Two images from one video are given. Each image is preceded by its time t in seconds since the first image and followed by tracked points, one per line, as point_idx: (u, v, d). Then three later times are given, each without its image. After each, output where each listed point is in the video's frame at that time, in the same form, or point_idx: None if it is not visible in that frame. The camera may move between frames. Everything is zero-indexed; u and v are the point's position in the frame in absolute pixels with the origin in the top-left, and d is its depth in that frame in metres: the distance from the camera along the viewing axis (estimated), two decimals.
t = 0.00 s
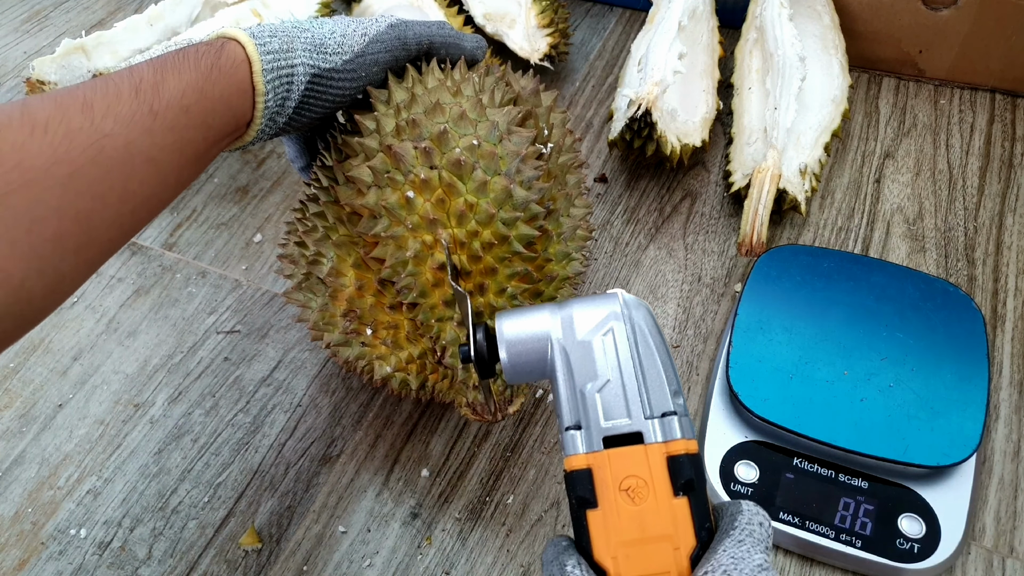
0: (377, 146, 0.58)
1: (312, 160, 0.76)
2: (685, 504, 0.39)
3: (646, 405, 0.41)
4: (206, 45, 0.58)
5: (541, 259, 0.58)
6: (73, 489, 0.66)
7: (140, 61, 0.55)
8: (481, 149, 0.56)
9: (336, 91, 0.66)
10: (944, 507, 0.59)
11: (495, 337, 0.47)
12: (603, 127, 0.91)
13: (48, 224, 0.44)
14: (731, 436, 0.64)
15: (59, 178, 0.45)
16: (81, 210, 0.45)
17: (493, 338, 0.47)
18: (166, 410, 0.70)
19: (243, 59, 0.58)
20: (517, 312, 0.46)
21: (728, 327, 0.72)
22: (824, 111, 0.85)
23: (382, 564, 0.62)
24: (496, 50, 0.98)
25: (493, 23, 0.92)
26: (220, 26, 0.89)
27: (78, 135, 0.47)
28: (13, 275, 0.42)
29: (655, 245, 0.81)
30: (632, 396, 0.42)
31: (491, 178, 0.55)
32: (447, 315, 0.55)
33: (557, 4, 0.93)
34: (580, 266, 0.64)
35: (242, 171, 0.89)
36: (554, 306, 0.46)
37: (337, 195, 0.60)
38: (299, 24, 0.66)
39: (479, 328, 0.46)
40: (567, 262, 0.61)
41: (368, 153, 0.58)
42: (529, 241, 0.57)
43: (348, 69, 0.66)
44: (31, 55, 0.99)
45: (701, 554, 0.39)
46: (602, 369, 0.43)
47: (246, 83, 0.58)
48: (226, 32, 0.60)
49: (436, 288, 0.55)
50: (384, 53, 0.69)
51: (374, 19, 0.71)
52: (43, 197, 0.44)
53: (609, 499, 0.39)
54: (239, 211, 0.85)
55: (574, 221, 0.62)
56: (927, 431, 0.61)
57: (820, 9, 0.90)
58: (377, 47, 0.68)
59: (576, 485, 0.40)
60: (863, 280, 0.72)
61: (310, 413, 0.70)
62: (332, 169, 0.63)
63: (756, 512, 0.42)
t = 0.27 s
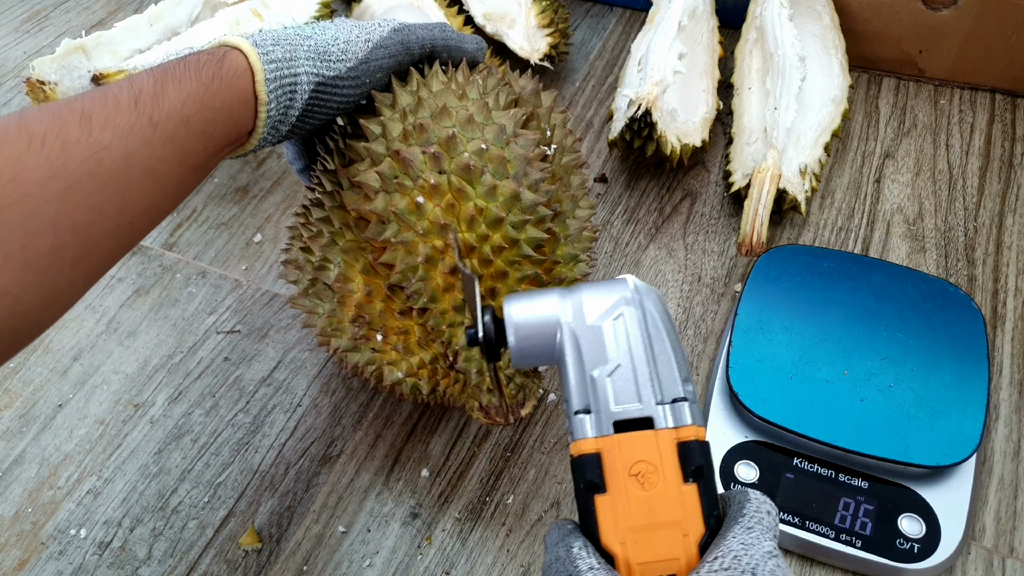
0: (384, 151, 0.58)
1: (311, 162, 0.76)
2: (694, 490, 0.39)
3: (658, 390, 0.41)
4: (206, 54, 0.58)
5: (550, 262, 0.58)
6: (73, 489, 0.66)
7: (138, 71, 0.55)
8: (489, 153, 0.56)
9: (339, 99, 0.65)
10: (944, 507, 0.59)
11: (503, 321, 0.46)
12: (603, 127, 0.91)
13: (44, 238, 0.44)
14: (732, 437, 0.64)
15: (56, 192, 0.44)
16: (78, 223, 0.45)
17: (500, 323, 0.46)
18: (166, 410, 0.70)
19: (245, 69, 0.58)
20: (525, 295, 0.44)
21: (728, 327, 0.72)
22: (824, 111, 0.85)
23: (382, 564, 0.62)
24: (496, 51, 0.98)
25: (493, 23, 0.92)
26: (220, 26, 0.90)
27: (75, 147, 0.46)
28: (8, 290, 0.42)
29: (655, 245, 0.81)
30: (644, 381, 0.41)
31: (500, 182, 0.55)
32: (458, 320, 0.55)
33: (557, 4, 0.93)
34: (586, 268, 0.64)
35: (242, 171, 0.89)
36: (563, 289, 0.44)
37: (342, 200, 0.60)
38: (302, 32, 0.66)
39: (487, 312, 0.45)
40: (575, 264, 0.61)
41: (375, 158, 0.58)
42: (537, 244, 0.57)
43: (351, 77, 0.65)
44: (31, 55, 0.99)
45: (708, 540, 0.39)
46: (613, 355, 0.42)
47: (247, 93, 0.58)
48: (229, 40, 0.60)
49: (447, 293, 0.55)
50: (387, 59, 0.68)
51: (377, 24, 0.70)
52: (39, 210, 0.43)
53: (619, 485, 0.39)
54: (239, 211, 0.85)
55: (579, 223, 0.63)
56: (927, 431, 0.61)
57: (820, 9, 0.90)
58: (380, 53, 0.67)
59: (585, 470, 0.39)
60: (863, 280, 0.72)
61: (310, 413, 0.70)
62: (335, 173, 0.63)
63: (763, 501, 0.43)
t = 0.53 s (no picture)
0: (391, 155, 0.58)
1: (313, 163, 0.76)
2: (699, 464, 0.38)
3: (659, 365, 0.41)
4: (211, 59, 0.57)
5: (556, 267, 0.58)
6: (73, 489, 0.66)
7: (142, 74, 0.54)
8: (497, 158, 0.56)
9: (343, 105, 0.65)
10: (944, 507, 0.59)
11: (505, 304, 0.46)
12: (603, 127, 0.91)
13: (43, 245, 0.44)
14: (732, 437, 0.64)
15: (54, 198, 0.44)
16: (76, 229, 0.45)
17: (503, 305, 0.46)
18: (166, 410, 0.70)
19: (249, 73, 0.58)
20: (527, 278, 0.45)
21: (728, 327, 0.72)
22: (824, 111, 0.85)
23: (382, 564, 0.62)
24: (496, 51, 0.98)
25: (493, 23, 0.92)
26: (220, 26, 0.90)
27: (75, 153, 0.46)
28: (6, 297, 0.42)
29: (655, 245, 0.81)
30: (645, 356, 0.41)
31: (507, 188, 0.55)
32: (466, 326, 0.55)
33: (557, 4, 0.93)
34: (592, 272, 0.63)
35: (242, 170, 0.88)
36: (565, 271, 0.45)
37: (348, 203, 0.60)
38: (305, 36, 0.65)
39: (488, 294, 0.46)
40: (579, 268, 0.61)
41: (381, 163, 0.58)
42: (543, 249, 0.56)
43: (355, 83, 0.64)
44: (31, 55, 0.99)
45: (714, 514, 0.38)
46: (614, 332, 0.42)
47: (252, 97, 0.57)
48: (232, 45, 0.59)
49: (454, 299, 0.55)
50: (390, 64, 0.67)
51: (379, 29, 0.69)
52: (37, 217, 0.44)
53: (622, 460, 0.39)
54: (239, 211, 0.85)
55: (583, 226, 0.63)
56: (927, 430, 0.61)
57: (820, 9, 0.90)
58: (383, 58, 0.67)
59: (588, 446, 0.39)
60: (863, 280, 0.72)
61: (310, 413, 0.70)
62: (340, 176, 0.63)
63: (769, 474, 0.42)
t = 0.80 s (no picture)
0: (386, 155, 0.58)
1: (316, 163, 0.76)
2: (687, 458, 0.39)
3: (648, 360, 0.41)
4: (210, 63, 0.57)
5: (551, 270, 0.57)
6: (73, 488, 0.66)
7: (140, 79, 0.54)
8: (491, 159, 0.55)
9: (342, 107, 0.65)
10: (944, 507, 0.59)
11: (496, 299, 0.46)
12: (602, 127, 0.91)
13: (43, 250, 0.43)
14: (731, 437, 0.64)
15: (55, 203, 0.44)
16: (77, 235, 0.45)
17: (494, 300, 0.46)
18: (166, 410, 0.70)
19: (248, 77, 0.57)
20: (517, 274, 0.45)
21: (728, 327, 0.72)
22: (824, 111, 0.85)
23: (382, 564, 0.62)
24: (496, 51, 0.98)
25: (493, 23, 0.92)
26: (220, 26, 0.90)
27: (75, 157, 0.46)
28: (6, 301, 0.41)
29: (655, 245, 0.81)
30: (634, 351, 0.41)
31: (501, 189, 0.55)
32: (457, 326, 0.55)
33: (557, 4, 0.93)
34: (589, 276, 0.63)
35: (242, 170, 0.88)
36: (555, 267, 0.45)
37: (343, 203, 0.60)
38: (304, 39, 0.65)
39: (479, 288, 0.45)
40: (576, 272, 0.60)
41: (376, 162, 0.58)
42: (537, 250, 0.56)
43: (354, 85, 0.65)
44: (31, 55, 0.99)
45: (701, 507, 0.39)
46: (603, 328, 0.42)
47: (251, 102, 0.57)
48: (231, 49, 0.59)
49: (445, 300, 0.55)
50: (390, 65, 0.68)
51: (378, 30, 0.70)
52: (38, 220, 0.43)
53: (611, 455, 0.39)
54: (238, 211, 0.85)
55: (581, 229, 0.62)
56: (927, 430, 0.61)
57: (820, 9, 0.90)
58: (382, 59, 0.67)
59: (577, 441, 0.39)
60: (863, 280, 0.72)
61: (310, 414, 0.70)
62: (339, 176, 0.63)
63: (756, 467, 0.42)
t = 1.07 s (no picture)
0: (397, 165, 0.57)
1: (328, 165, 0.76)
2: (691, 446, 0.38)
3: (652, 347, 0.40)
4: (222, 70, 0.56)
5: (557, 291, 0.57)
6: (73, 488, 0.66)
7: (150, 88, 0.54)
8: (503, 177, 0.54)
9: (356, 116, 0.64)
10: (944, 507, 0.59)
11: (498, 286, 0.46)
12: (602, 127, 0.91)
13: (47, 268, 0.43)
14: (732, 437, 0.65)
15: (59, 218, 0.43)
16: (81, 250, 0.44)
17: (496, 287, 0.46)
18: (166, 410, 0.70)
19: (261, 86, 0.57)
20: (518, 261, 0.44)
21: (728, 327, 0.72)
22: (824, 111, 0.85)
23: (382, 564, 0.62)
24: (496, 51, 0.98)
25: (493, 23, 0.92)
26: (219, 25, 0.90)
27: (81, 170, 0.45)
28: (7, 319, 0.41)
29: (654, 246, 0.81)
30: (638, 338, 0.40)
31: (511, 208, 0.55)
32: (459, 344, 0.55)
33: (558, 4, 0.93)
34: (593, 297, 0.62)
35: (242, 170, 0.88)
36: (557, 255, 0.44)
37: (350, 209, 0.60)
38: (320, 44, 0.63)
39: (482, 276, 0.46)
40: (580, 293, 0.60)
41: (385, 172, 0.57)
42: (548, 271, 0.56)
43: (368, 94, 0.63)
44: (31, 55, 0.99)
45: (705, 495, 0.39)
46: (606, 314, 0.41)
47: (263, 111, 0.56)
48: (245, 56, 0.58)
49: (449, 317, 0.55)
50: (407, 73, 0.65)
51: (398, 34, 0.67)
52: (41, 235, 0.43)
53: (615, 441, 0.38)
54: (238, 211, 0.85)
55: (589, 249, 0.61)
56: (927, 430, 0.62)
57: (820, 9, 0.90)
58: (399, 67, 0.64)
59: (580, 427, 0.39)
60: (863, 280, 0.72)
61: (310, 414, 0.70)
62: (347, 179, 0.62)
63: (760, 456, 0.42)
